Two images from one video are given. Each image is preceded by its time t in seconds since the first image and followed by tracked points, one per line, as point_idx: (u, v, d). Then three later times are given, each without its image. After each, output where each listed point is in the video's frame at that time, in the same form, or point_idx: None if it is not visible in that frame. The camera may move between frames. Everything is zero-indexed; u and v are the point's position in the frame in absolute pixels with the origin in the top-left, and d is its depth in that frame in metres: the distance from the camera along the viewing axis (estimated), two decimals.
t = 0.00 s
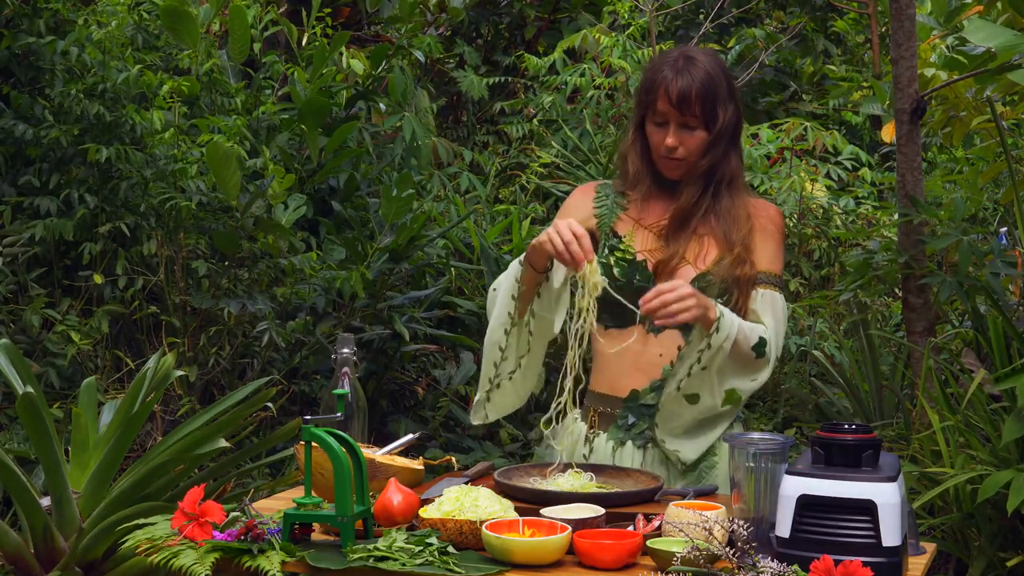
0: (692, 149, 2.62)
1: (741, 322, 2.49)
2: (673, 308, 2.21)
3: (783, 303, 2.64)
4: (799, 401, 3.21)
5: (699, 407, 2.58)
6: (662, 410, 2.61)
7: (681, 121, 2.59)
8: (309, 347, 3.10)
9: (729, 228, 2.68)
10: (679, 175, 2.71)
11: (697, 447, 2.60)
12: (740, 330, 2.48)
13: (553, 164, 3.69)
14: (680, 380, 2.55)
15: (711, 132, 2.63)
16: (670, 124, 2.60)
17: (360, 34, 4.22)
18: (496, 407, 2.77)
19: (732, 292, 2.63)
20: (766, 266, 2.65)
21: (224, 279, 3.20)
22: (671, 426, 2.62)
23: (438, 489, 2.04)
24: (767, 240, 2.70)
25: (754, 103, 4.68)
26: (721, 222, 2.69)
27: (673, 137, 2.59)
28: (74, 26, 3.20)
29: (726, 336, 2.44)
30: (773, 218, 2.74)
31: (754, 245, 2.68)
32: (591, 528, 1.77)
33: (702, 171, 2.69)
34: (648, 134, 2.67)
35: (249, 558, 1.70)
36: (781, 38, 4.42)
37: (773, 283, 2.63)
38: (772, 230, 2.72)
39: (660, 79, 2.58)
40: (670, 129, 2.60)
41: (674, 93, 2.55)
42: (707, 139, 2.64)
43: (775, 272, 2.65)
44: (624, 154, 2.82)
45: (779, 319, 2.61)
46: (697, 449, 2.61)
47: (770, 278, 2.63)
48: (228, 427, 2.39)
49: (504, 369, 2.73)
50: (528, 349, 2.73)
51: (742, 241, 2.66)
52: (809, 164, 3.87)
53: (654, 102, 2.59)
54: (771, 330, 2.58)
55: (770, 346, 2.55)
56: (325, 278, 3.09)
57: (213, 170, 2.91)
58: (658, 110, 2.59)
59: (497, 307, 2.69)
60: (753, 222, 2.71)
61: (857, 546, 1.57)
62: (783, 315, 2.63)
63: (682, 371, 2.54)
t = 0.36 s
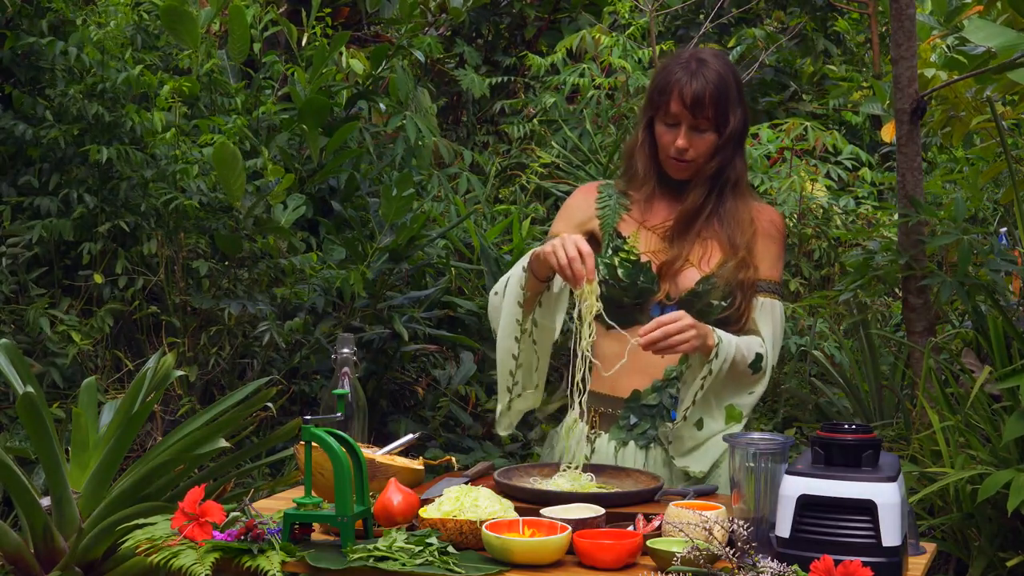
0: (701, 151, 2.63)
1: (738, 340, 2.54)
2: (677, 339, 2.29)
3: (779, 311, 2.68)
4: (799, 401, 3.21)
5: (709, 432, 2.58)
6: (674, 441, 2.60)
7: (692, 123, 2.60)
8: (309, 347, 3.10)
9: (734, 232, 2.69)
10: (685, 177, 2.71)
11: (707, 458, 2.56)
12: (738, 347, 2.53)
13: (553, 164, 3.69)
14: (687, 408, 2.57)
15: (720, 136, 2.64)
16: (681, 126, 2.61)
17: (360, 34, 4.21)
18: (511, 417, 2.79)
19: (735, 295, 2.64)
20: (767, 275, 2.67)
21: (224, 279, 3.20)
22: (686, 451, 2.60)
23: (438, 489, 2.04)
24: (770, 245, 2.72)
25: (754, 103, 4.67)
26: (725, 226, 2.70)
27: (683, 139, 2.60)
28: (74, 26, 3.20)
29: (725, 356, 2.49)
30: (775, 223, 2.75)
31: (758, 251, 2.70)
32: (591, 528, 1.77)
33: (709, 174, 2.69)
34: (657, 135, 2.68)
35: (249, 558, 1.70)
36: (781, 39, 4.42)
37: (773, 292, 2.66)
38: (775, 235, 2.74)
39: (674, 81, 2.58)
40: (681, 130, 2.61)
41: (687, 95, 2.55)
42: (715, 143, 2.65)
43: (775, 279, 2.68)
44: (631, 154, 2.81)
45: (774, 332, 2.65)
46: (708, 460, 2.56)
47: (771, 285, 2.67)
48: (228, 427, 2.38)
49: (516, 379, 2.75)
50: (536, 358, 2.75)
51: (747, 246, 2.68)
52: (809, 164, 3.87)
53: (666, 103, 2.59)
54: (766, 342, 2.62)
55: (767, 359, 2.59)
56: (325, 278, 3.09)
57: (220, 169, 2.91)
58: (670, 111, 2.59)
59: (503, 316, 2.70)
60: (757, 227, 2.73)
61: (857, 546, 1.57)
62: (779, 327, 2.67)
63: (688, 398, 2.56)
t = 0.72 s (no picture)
0: (703, 144, 2.62)
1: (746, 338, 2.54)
2: (690, 333, 2.31)
3: (780, 310, 2.68)
4: (799, 401, 3.21)
5: (716, 429, 2.58)
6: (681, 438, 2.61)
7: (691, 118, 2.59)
8: (309, 347, 3.10)
9: (735, 229, 2.67)
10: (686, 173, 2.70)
11: (713, 457, 2.57)
12: (747, 345, 2.54)
13: (554, 164, 3.68)
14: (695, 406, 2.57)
15: (722, 129, 2.64)
16: (684, 118, 2.60)
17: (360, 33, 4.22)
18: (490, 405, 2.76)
19: (735, 291, 2.62)
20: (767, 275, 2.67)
21: (224, 279, 3.20)
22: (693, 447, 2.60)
23: (438, 489, 2.04)
24: (771, 243, 2.71)
25: (754, 102, 4.67)
26: (727, 224, 2.69)
27: (686, 131, 2.59)
28: (74, 27, 3.20)
29: (735, 354, 2.49)
30: (776, 221, 2.74)
31: (760, 250, 2.69)
32: (591, 528, 1.77)
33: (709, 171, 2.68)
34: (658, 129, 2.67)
35: (249, 558, 1.70)
36: (781, 39, 4.42)
37: (775, 291, 2.66)
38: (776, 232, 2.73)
39: (673, 75, 2.57)
40: (684, 122, 2.60)
41: (690, 87, 2.55)
42: (715, 138, 2.64)
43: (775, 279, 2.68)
44: (630, 151, 2.79)
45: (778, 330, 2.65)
46: (715, 459, 2.58)
47: (772, 285, 2.66)
48: (228, 427, 2.38)
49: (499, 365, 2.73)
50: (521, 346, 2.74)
51: (748, 244, 2.66)
52: (810, 164, 3.87)
53: (667, 95, 2.58)
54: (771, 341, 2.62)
55: (774, 358, 2.60)
56: (325, 278, 3.09)
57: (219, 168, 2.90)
58: (672, 102, 2.58)
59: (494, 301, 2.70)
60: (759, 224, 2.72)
61: (857, 546, 1.57)
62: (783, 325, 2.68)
63: (697, 396, 2.57)
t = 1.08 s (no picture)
0: (691, 150, 2.62)
1: (752, 341, 2.55)
2: (705, 335, 2.30)
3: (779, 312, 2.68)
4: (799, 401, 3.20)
5: (721, 431, 2.59)
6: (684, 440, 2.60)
7: (682, 121, 2.59)
8: (309, 347, 3.10)
9: (732, 234, 2.68)
10: (679, 177, 2.71)
11: (717, 459, 2.57)
12: (753, 347, 2.54)
13: (554, 164, 3.69)
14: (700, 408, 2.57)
15: (711, 135, 2.64)
16: (670, 124, 2.60)
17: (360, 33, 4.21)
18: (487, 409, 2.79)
19: (733, 297, 2.64)
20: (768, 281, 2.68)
21: (224, 279, 3.20)
22: (696, 448, 2.60)
23: (438, 489, 2.04)
24: (768, 246, 2.73)
25: (754, 102, 4.65)
26: (724, 229, 2.70)
27: (672, 137, 2.59)
28: (74, 27, 3.20)
29: (742, 357, 2.50)
30: (773, 225, 2.76)
31: (755, 254, 2.70)
32: (591, 528, 1.77)
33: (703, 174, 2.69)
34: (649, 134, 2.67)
35: (249, 558, 1.70)
36: (781, 39, 4.42)
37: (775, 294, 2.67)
38: (770, 236, 2.75)
39: (663, 79, 2.57)
40: (670, 128, 2.60)
41: (675, 93, 2.54)
42: (707, 141, 2.64)
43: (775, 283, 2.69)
44: (624, 153, 2.80)
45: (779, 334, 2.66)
46: (719, 462, 2.57)
47: (771, 288, 2.68)
48: (228, 427, 2.38)
49: (494, 371, 2.74)
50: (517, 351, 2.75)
51: (745, 248, 2.67)
52: (810, 164, 3.87)
53: (655, 101, 2.59)
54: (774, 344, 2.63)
55: (777, 360, 2.61)
56: (325, 278, 3.09)
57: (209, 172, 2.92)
58: (659, 109, 2.59)
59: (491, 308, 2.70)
60: (754, 228, 2.73)
61: (857, 546, 1.57)
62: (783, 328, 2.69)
63: (703, 398, 2.57)
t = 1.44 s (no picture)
0: (671, 149, 2.58)
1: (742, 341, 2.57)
2: (696, 351, 2.31)
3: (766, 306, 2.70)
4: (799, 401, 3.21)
5: (721, 431, 2.59)
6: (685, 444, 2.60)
7: (662, 120, 2.56)
8: (309, 347, 3.11)
9: (714, 232, 2.66)
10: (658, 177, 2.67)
11: (717, 459, 2.58)
12: (742, 347, 2.56)
13: (554, 164, 3.69)
14: (698, 412, 2.58)
15: (690, 134, 2.60)
16: (649, 122, 2.56)
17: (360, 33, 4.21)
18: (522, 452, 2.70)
19: (719, 297, 2.64)
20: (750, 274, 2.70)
21: (224, 279, 3.20)
22: (695, 452, 2.59)
23: (438, 489, 2.04)
24: (750, 241, 2.71)
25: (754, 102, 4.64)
26: (706, 226, 2.67)
27: (651, 136, 2.55)
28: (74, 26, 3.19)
29: (734, 360, 2.52)
30: (753, 215, 2.73)
31: (737, 251, 2.69)
32: (591, 528, 1.77)
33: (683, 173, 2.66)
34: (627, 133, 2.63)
35: (249, 558, 1.70)
36: (781, 39, 4.43)
37: (758, 286, 2.69)
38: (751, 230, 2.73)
39: (643, 77, 2.53)
40: (649, 127, 2.56)
41: (655, 92, 2.51)
42: (687, 140, 2.61)
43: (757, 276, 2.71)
44: (602, 151, 2.75)
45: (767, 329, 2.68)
46: (718, 460, 2.58)
47: (755, 280, 2.70)
48: (228, 427, 2.38)
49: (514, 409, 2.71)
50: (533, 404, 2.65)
51: (728, 246, 2.65)
52: (810, 164, 3.86)
53: (634, 101, 2.54)
54: (761, 338, 2.65)
55: (766, 355, 2.64)
56: (325, 278, 3.09)
57: (225, 172, 2.94)
58: (638, 108, 2.55)
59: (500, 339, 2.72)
60: (735, 222, 2.71)
61: (857, 546, 1.57)
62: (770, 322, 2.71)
63: (700, 402, 2.58)
